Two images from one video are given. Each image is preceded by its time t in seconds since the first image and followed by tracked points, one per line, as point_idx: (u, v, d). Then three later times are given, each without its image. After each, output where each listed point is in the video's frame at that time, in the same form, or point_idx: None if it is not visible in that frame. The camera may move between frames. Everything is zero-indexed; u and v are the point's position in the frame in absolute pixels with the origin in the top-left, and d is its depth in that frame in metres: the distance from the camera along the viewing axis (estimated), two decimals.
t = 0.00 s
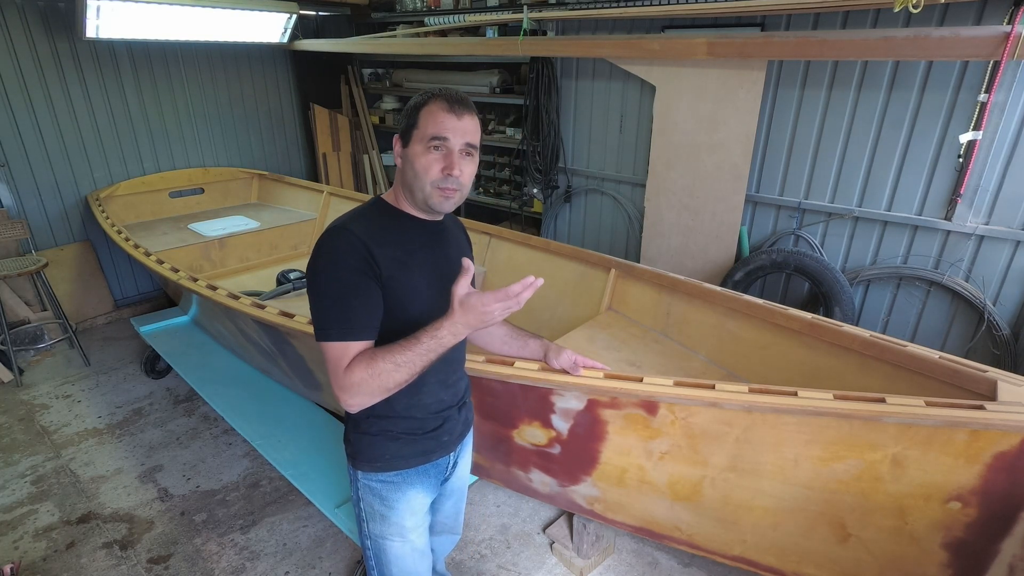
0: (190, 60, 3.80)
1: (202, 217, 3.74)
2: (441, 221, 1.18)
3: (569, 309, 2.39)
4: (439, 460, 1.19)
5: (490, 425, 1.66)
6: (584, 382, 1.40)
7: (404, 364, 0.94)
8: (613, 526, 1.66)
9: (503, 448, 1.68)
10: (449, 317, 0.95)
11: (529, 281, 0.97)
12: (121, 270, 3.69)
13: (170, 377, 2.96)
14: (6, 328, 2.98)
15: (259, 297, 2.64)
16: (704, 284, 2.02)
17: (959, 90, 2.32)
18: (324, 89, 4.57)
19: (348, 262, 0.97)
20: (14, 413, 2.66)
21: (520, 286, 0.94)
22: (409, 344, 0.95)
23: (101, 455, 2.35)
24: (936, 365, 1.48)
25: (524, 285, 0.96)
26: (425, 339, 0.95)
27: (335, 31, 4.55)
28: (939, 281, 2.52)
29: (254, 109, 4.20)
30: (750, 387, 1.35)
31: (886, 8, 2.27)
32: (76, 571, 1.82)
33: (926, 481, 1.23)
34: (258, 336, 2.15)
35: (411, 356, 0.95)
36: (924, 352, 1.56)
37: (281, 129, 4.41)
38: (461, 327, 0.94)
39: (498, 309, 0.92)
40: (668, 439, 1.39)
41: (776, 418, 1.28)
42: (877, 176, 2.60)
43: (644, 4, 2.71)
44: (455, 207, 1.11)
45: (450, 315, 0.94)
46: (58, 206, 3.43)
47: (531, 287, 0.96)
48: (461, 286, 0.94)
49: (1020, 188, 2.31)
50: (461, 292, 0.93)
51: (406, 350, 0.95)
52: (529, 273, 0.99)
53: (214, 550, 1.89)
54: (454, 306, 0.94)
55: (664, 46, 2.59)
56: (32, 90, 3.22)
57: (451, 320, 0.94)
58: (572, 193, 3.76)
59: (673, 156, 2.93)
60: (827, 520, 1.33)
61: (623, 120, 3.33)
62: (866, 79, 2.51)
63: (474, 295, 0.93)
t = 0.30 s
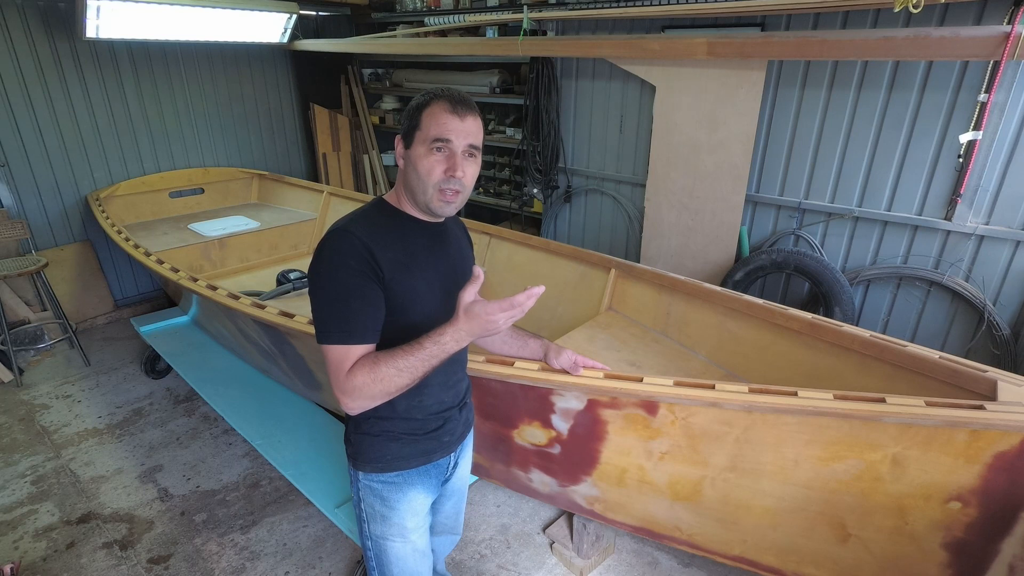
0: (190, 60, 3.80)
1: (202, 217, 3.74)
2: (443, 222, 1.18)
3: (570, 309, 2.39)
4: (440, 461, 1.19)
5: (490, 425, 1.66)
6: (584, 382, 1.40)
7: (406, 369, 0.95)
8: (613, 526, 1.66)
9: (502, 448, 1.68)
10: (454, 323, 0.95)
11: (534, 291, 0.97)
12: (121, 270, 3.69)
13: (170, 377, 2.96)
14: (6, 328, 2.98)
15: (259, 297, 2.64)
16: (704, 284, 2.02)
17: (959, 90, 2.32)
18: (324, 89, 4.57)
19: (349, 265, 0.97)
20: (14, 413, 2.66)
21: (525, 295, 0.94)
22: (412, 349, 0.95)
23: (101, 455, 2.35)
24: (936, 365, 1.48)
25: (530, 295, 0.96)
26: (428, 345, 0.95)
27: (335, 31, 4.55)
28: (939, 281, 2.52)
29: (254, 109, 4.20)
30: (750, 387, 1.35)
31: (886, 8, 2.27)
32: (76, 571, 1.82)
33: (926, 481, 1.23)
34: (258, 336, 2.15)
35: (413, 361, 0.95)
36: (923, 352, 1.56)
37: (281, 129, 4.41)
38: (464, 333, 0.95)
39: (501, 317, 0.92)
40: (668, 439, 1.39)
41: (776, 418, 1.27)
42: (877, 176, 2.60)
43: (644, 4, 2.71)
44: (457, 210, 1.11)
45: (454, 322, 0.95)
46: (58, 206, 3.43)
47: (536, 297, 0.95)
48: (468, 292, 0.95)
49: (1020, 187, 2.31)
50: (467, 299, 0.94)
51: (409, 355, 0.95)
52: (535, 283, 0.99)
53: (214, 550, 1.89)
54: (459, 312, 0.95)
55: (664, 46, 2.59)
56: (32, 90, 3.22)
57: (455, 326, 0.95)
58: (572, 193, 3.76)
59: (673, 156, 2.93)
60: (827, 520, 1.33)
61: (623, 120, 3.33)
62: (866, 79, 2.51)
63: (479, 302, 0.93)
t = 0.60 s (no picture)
0: (190, 60, 3.80)
1: (202, 217, 3.74)
2: (444, 223, 1.17)
3: (570, 309, 2.39)
4: (441, 461, 1.19)
5: (490, 425, 1.66)
6: (583, 382, 1.40)
7: (406, 371, 0.95)
8: (613, 526, 1.66)
9: (502, 448, 1.68)
10: (454, 326, 0.95)
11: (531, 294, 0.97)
12: (121, 270, 3.69)
13: (170, 377, 2.96)
14: (6, 328, 2.98)
15: (259, 297, 2.64)
16: (704, 284, 2.02)
17: (959, 90, 2.32)
18: (324, 89, 4.57)
19: (350, 266, 0.97)
20: (14, 413, 2.66)
21: (524, 299, 0.94)
22: (412, 351, 0.96)
23: (101, 455, 2.35)
24: (936, 365, 1.48)
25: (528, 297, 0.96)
26: (428, 347, 0.95)
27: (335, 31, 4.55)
28: (939, 281, 2.52)
29: (254, 109, 4.20)
30: (750, 387, 1.35)
31: (886, 9, 2.27)
32: (76, 571, 1.82)
33: (926, 481, 1.23)
34: (258, 336, 2.16)
35: (413, 362, 0.95)
36: (924, 352, 1.56)
37: (281, 129, 4.41)
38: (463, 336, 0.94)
39: (500, 320, 0.92)
40: (668, 439, 1.39)
41: (776, 418, 1.28)
42: (877, 176, 2.60)
43: (644, 4, 2.71)
44: (458, 210, 1.11)
45: (454, 324, 0.95)
46: (58, 206, 3.43)
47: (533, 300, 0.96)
48: (469, 296, 0.93)
49: (1020, 187, 2.31)
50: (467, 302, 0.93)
51: (409, 357, 0.95)
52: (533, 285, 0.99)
53: (214, 550, 1.89)
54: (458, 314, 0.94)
55: (664, 46, 2.59)
56: (32, 90, 3.22)
57: (455, 328, 0.95)
58: (572, 193, 3.76)
59: (673, 156, 2.93)
60: (828, 520, 1.33)
61: (623, 120, 3.33)
62: (866, 79, 2.51)
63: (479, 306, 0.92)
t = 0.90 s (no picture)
0: (190, 60, 3.80)
1: (202, 217, 3.74)
2: (445, 222, 1.17)
3: (570, 309, 2.39)
4: (442, 461, 1.19)
5: (490, 425, 1.66)
6: (583, 382, 1.40)
7: (406, 369, 0.95)
8: (613, 526, 1.66)
9: (503, 448, 1.68)
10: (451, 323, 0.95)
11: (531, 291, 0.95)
12: (121, 270, 3.69)
13: (170, 377, 2.96)
14: (6, 328, 2.98)
15: (259, 297, 2.64)
16: (704, 284, 2.02)
17: (959, 90, 2.32)
18: (324, 89, 4.57)
19: (352, 266, 0.97)
20: (14, 413, 2.65)
21: (520, 292, 0.93)
22: (410, 349, 0.96)
23: (101, 455, 2.35)
24: (936, 365, 1.48)
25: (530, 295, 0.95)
26: (425, 345, 0.95)
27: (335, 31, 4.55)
28: (939, 281, 2.52)
29: (254, 109, 4.20)
30: (750, 387, 1.35)
31: (886, 9, 2.27)
32: (76, 571, 1.82)
33: (926, 481, 1.23)
34: (258, 336, 2.15)
35: (413, 361, 0.95)
36: (924, 352, 1.56)
37: (281, 129, 4.41)
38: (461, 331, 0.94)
39: (493, 311, 0.91)
40: (668, 439, 1.39)
41: (776, 418, 1.28)
42: (877, 177, 2.60)
43: (644, 4, 2.71)
44: (459, 210, 1.12)
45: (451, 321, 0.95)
46: (58, 206, 3.43)
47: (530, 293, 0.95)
48: (466, 292, 0.94)
49: (1020, 187, 2.31)
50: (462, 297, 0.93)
51: (408, 356, 0.95)
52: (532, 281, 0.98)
53: (214, 550, 1.89)
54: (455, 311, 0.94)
55: (664, 46, 2.59)
56: (32, 90, 3.22)
57: (451, 325, 0.95)
58: (572, 193, 3.76)
59: (673, 156, 2.93)
60: (827, 520, 1.33)
61: (623, 120, 3.33)
62: (866, 79, 2.51)
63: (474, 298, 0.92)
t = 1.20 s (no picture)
0: (189, 60, 3.80)
1: (202, 217, 3.74)
2: (445, 222, 1.18)
3: (569, 309, 2.40)
4: (442, 461, 1.19)
5: (490, 425, 1.66)
6: (584, 382, 1.40)
7: (420, 383, 0.96)
8: (613, 526, 1.66)
9: (503, 448, 1.68)
10: (480, 350, 0.98)
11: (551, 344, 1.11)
12: (121, 270, 3.69)
13: (170, 377, 2.96)
14: (6, 328, 2.98)
15: (259, 297, 2.64)
16: (704, 284, 2.02)
17: (959, 90, 2.32)
18: (324, 89, 4.57)
19: (353, 265, 0.97)
20: (14, 413, 2.65)
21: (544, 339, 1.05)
22: (430, 365, 0.96)
23: (101, 455, 2.35)
24: (936, 365, 1.48)
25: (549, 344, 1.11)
26: (448, 364, 0.97)
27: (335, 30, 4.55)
28: (939, 281, 2.52)
29: (254, 109, 4.20)
30: (750, 387, 1.35)
31: (886, 9, 2.27)
32: (76, 571, 1.82)
33: (926, 481, 1.23)
34: (258, 336, 2.15)
35: (429, 378, 0.96)
36: (924, 352, 1.56)
37: (281, 129, 4.41)
38: (490, 363, 0.98)
39: (528, 358, 1.02)
40: (668, 439, 1.39)
41: (776, 418, 1.27)
42: (877, 176, 2.60)
43: (644, 4, 2.71)
44: (456, 207, 1.11)
45: (481, 348, 0.98)
46: (58, 206, 3.43)
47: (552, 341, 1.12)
48: (504, 333, 0.99)
49: (1020, 186, 2.31)
50: (504, 338, 0.99)
51: (426, 371, 0.96)
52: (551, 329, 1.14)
53: (214, 550, 1.89)
54: (490, 345, 0.98)
55: (664, 46, 2.58)
56: (32, 90, 3.22)
57: (481, 352, 0.98)
58: (572, 193, 3.76)
59: (673, 156, 2.93)
60: (827, 520, 1.33)
61: (623, 120, 3.33)
62: (866, 79, 2.51)
63: (517, 346, 0.99)
